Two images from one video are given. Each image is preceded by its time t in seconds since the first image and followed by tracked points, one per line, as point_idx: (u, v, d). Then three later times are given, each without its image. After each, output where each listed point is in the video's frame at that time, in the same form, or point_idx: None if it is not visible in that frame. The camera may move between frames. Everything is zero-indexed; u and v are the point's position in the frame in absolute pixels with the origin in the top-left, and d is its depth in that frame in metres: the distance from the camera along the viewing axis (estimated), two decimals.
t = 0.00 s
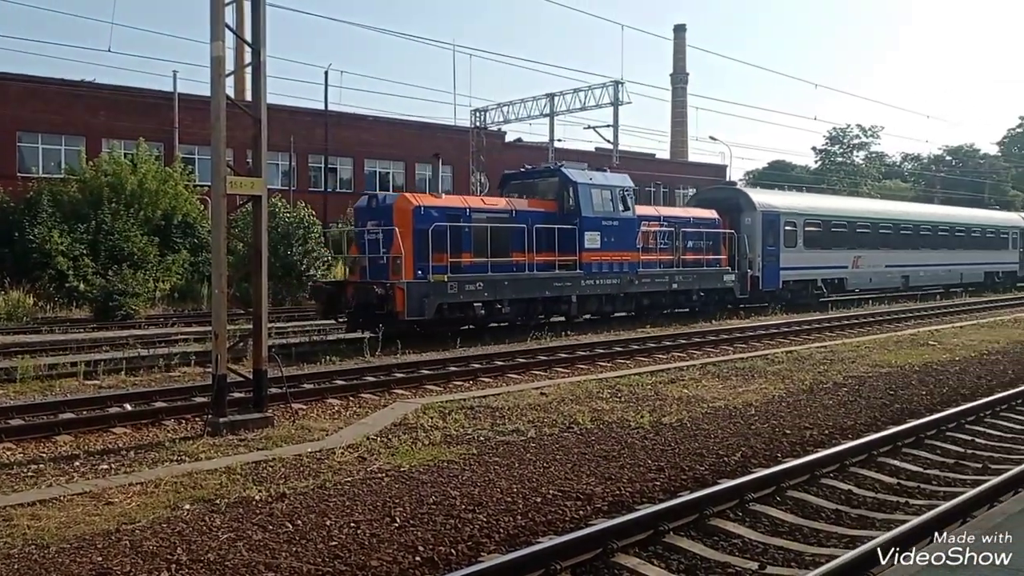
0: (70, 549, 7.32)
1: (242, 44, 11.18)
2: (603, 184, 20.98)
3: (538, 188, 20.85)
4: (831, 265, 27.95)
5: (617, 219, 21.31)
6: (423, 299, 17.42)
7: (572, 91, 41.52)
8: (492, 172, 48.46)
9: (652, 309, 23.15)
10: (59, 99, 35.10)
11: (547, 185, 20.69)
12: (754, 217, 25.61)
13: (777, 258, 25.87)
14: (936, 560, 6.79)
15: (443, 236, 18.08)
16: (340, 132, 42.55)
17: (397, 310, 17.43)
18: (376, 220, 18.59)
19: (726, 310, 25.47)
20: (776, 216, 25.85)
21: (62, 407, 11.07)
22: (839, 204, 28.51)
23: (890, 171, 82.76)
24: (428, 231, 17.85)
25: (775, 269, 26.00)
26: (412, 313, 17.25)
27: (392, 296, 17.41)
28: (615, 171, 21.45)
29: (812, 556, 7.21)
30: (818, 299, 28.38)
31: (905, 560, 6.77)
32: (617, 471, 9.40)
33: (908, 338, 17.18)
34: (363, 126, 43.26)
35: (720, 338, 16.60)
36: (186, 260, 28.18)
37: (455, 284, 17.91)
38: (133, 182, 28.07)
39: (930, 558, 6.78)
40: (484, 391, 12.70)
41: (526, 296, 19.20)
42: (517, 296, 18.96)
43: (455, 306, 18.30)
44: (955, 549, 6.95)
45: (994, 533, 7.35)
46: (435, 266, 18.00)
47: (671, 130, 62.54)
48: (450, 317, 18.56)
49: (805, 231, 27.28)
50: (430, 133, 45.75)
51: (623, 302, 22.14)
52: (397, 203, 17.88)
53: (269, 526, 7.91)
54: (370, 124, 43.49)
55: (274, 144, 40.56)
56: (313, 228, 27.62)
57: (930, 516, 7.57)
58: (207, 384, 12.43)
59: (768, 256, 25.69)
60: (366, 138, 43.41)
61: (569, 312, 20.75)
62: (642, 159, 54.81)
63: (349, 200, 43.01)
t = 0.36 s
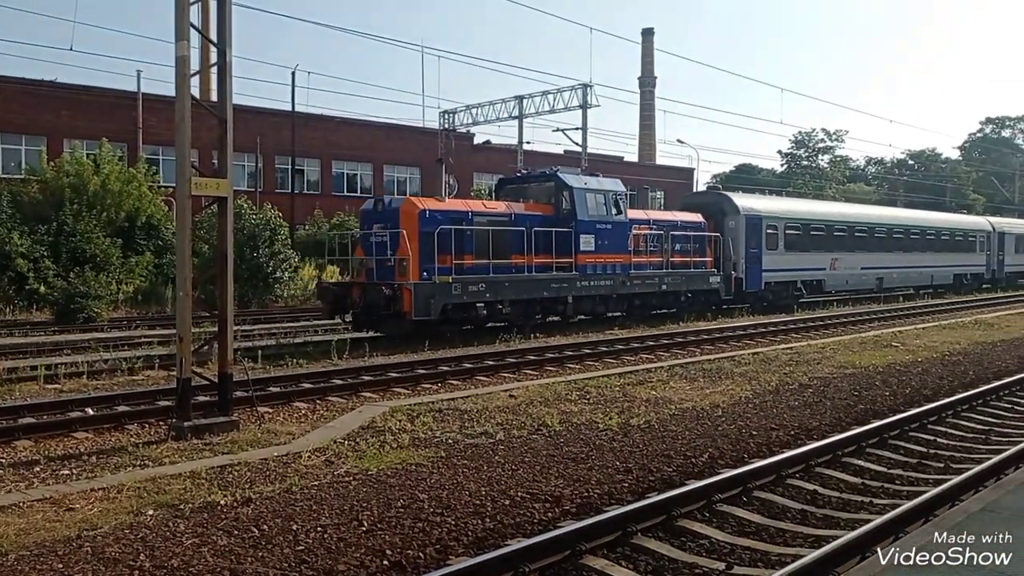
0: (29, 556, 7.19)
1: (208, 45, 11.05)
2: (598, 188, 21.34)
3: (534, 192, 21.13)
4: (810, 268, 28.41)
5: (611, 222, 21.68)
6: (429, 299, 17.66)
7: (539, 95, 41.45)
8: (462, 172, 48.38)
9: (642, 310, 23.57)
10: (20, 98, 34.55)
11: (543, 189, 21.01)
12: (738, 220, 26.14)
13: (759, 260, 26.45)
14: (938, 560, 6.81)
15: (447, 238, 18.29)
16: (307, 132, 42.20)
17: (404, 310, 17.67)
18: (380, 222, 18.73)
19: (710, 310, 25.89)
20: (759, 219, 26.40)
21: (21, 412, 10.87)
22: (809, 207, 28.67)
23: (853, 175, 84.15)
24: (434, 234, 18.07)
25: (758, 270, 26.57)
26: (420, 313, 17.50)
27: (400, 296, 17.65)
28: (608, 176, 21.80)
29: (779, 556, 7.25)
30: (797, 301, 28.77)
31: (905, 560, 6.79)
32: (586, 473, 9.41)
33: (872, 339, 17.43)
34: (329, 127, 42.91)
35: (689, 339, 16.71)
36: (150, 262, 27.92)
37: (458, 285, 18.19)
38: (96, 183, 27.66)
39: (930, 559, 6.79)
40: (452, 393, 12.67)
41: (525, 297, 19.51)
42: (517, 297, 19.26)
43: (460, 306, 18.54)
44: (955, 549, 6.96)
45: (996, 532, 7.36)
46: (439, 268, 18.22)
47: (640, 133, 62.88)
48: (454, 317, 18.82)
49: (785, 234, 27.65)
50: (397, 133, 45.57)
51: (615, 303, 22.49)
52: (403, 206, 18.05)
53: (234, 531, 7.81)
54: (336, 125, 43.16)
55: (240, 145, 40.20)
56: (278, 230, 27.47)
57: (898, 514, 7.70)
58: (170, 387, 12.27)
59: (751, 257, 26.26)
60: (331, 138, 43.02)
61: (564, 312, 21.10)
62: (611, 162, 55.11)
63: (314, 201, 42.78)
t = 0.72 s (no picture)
0: None
1: (169, 42, 10.90)
2: (588, 191, 22.20)
3: (526, 194, 21.97)
4: (787, 268, 29.40)
5: (600, 223, 22.54)
6: (430, 298, 18.41)
7: (506, 95, 41.62)
8: (428, 169, 48.30)
9: (628, 308, 24.37)
10: None
11: (535, 191, 21.86)
12: (718, 222, 27.01)
13: (738, 261, 27.33)
14: (937, 559, 6.81)
15: (447, 239, 19.08)
16: (271, 131, 41.87)
17: (406, 309, 18.40)
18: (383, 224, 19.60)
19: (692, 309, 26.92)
20: (739, 221, 27.30)
21: None
22: (775, 209, 29.19)
23: (816, 176, 85.45)
24: (434, 235, 18.87)
25: (737, 271, 27.47)
26: (421, 311, 18.23)
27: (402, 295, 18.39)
28: (597, 179, 22.70)
29: (742, 554, 7.31)
30: (774, 300, 29.72)
31: (905, 560, 6.75)
32: (552, 473, 9.42)
33: (834, 338, 17.68)
34: (294, 126, 42.65)
35: (655, 339, 16.82)
36: (111, 262, 27.63)
37: (457, 284, 18.92)
38: (55, 181, 27.20)
39: (930, 559, 6.76)
40: (418, 394, 12.63)
41: (520, 295, 20.31)
42: (513, 295, 20.06)
43: (459, 305, 19.26)
44: (956, 549, 6.94)
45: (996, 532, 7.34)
46: (439, 267, 19.01)
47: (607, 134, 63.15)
48: (453, 315, 19.56)
49: (763, 235, 28.60)
50: (364, 134, 45.39)
51: (603, 301, 23.35)
52: (404, 208, 18.90)
53: (196, 534, 7.71)
54: (302, 124, 42.90)
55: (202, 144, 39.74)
56: (242, 230, 27.26)
57: (862, 511, 7.82)
58: (130, 390, 12.09)
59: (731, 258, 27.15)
60: (296, 138, 42.76)
61: (556, 311, 21.95)
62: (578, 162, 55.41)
63: (279, 201, 42.44)
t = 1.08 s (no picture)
0: None
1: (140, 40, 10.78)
2: (584, 193, 22.84)
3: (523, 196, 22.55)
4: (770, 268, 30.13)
5: (594, 224, 23.18)
6: (436, 297, 19.03)
7: (482, 95, 41.71)
8: (402, 170, 48.15)
9: (621, 307, 24.97)
10: None
11: (533, 193, 22.47)
12: (706, 224, 27.65)
13: (725, 261, 28.04)
14: (936, 559, 6.77)
15: (451, 240, 19.61)
16: (243, 131, 41.58)
17: (412, 307, 18.99)
18: (386, 224, 20.03)
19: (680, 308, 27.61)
20: (725, 223, 28.02)
21: None
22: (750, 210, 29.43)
23: (788, 177, 86.28)
24: (438, 236, 19.38)
25: (724, 271, 28.17)
26: (428, 310, 18.83)
27: (408, 294, 18.97)
28: (591, 181, 23.30)
29: (716, 553, 7.33)
30: (758, 299, 30.40)
31: (906, 560, 6.68)
32: (527, 473, 9.42)
33: (807, 338, 17.81)
34: (266, 126, 42.39)
35: (630, 340, 16.86)
36: (80, 262, 27.36)
37: (461, 284, 19.51)
38: (23, 180, 26.82)
39: (929, 559, 6.70)
40: (393, 395, 12.59)
41: (520, 294, 20.91)
42: (513, 294, 20.66)
43: (462, 303, 19.86)
44: (956, 550, 6.91)
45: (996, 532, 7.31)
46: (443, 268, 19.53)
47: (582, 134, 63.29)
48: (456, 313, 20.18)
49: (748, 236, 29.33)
50: (336, 134, 45.12)
51: (599, 300, 23.94)
52: (410, 210, 19.37)
53: (168, 538, 7.63)
54: (274, 124, 42.68)
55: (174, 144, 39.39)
56: (214, 230, 27.07)
57: (834, 509, 7.89)
58: (100, 392, 11.96)
59: (718, 258, 27.83)
60: (268, 138, 42.50)
61: (554, 309, 22.56)
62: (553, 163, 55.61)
63: (251, 201, 42.18)
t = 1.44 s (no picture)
0: None
1: (113, 38, 10.68)
2: (581, 196, 23.53)
3: (522, 198, 23.17)
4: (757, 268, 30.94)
5: (590, 226, 23.86)
6: (444, 295, 19.64)
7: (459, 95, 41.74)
8: (379, 170, 47.95)
9: (615, 306, 25.65)
10: None
11: (531, 196, 23.12)
12: (695, 225, 28.17)
13: (714, 261, 28.61)
14: (936, 558, 6.76)
15: (456, 241, 20.26)
16: (216, 130, 41.25)
17: (420, 305, 19.59)
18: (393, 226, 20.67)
19: (670, 307, 28.19)
20: (714, 223, 28.56)
21: None
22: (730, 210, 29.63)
23: (764, 177, 86.90)
24: (444, 237, 20.02)
25: (713, 270, 28.74)
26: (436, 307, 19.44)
27: (417, 292, 19.56)
28: (587, 184, 23.98)
29: (692, 552, 7.36)
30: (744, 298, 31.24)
31: (906, 560, 6.67)
32: (504, 474, 9.41)
33: (781, 338, 17.91)
34: (241, 125, 42.10)
35: (605, 340, 16.90)
36: (52, 262, 27.09)
37: (466, 283, 20.12)
38: None
39: (930, 559, 6.68)
40: (369, 395, 12.56)
41: (522, 292, 21.53)
42: (516, 293, 21.27)
43: (467, 301, 20.46)
44: (956, 549, 6.90)
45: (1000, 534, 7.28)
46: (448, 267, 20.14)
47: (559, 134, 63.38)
48: (461, 312, 20.82)
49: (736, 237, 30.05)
50: (312, 133, 44.88)
51: (595, 299, 24.60)
52: (416, 211, 20.01)
53: (141, 540, 7.55)
54: (249, 122, 42.41)
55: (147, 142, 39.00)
56: (189, 230, 26.90)
57: (809, 507, 7.96)
58: (72, 393, 11.82)
59: (707, 258, 28.40)
60: (243, 137, 42.22)
61: (552, 308, 23.20)
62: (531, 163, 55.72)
63: (226, 200, 41.86)
